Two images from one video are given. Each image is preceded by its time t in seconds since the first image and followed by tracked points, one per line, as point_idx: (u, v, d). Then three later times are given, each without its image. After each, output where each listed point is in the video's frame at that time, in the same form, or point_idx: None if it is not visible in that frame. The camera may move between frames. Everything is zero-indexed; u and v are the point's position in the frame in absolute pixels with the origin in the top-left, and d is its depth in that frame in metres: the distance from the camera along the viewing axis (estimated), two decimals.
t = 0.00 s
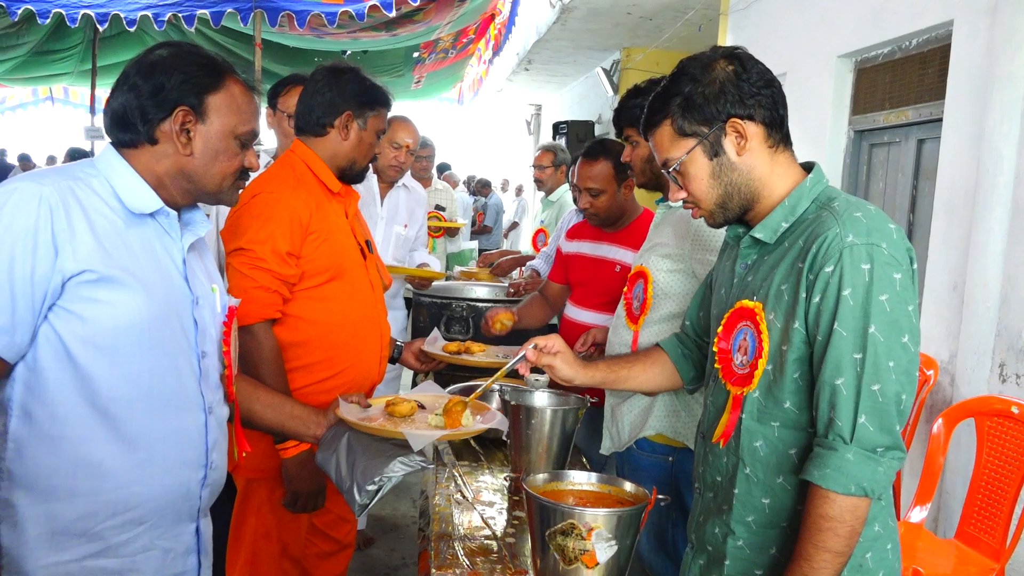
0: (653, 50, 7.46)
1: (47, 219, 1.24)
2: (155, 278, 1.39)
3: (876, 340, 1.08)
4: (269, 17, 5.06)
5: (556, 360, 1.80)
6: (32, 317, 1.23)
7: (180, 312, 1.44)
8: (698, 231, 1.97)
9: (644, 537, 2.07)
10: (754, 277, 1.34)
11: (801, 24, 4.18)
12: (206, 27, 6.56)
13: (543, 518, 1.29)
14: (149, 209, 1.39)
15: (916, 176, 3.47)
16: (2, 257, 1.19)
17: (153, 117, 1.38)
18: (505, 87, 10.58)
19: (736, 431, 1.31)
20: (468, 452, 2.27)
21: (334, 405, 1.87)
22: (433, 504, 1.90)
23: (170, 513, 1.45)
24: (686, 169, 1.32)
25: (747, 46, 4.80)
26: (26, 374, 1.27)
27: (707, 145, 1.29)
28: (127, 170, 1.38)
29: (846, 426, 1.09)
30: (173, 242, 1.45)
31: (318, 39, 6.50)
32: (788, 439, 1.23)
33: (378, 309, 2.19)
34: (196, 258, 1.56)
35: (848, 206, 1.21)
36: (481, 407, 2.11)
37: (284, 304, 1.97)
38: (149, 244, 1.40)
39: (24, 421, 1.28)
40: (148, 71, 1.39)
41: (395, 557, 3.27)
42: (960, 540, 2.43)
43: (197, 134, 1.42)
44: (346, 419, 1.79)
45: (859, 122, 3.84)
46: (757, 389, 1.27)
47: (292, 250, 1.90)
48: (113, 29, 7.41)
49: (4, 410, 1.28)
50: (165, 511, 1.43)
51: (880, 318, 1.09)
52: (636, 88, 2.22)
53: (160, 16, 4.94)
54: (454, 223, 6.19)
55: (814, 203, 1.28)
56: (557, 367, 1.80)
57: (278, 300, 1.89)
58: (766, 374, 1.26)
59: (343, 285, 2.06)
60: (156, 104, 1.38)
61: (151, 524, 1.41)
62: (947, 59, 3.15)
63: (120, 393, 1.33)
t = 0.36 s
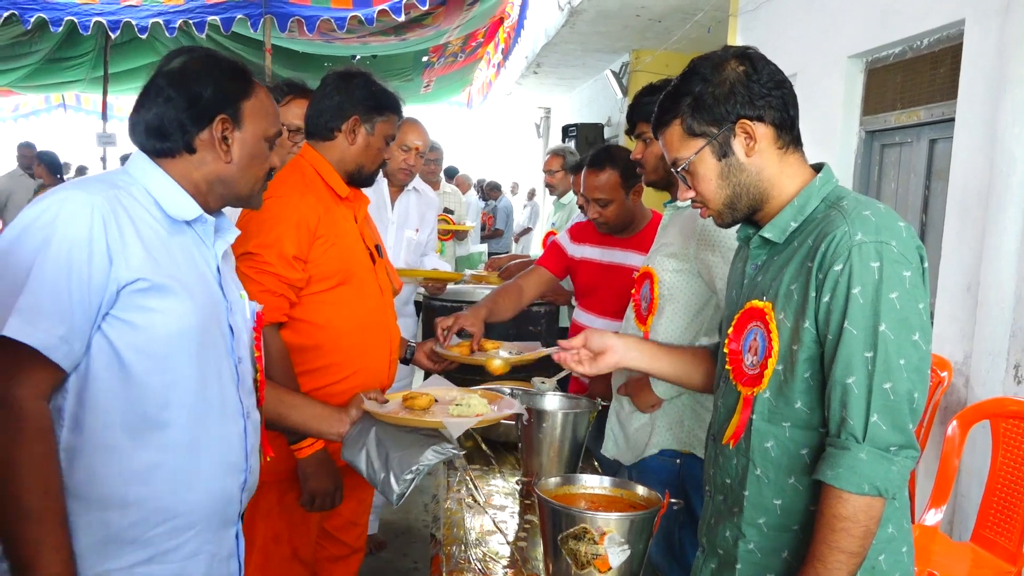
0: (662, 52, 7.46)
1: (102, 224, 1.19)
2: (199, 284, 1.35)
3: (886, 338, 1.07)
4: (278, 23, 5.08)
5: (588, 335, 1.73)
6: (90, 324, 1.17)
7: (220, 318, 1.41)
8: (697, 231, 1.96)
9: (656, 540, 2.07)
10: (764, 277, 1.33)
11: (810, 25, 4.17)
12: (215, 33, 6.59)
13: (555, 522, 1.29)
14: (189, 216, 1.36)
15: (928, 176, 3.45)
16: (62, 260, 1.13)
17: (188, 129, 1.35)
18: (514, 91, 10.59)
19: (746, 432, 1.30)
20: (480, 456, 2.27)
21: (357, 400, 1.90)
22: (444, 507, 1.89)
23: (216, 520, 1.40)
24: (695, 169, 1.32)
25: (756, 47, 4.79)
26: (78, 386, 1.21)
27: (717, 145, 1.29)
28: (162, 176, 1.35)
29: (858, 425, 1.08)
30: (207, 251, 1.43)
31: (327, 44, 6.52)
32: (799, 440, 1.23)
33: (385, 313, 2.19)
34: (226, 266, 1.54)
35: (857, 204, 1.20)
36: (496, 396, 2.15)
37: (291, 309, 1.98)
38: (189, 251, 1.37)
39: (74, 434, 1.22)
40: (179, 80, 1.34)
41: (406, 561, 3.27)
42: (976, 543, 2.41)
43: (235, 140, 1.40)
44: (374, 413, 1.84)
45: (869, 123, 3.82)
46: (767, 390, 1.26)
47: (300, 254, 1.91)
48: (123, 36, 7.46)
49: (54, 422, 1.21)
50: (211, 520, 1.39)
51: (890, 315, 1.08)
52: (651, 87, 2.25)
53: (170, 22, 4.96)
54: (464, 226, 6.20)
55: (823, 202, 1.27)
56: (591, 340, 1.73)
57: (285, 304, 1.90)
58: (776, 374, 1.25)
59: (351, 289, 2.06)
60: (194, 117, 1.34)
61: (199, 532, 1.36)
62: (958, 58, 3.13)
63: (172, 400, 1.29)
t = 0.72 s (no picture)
0: (668, 53, 7.45)
1: (157, 227, 1.20)
2: (241, 287, 1.37)
3: (875, 331, 1.06)
4: (283, 26, 5.08)
5: (668, 398, 1.64)
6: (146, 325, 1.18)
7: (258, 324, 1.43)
8: (715, 235, 1.94)
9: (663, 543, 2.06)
10: (769, 274, 1.32)
11: (816, 25, 4.15)
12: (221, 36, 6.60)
13: (560, 526, 1.28)
14: (232, 222, 1.38)
15: (935, 175, 3.43)
16: (121, 262, 1.13)
17: (233, 141, 1.36)
18: (520, 92, 10.59)
19: (749, 428, 1.29)
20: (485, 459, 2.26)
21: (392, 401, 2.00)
22: (449, 511, 1.89)
23: (245, 522, 1.41)
24: (699, 166, 1.33)
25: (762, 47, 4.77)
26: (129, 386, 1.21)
27: (719, 145, 1.29)
28: (208, 182, 1.37)
29: (847, 419, 1.08)
30: (245, 258, 1.45)
31: (332, 47, 6.53)
32: (798, 436, 1.21)
33: (382, 317, 2.19)
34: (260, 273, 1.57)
35: (855, 199, 1.18)
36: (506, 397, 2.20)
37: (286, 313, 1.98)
38: (231, 256, 1.39)
39: (124, 434, 1.21)
40: (228, 95, 1.35)
41: (412, 564, 3.27)
42: (986, 545, 2.39)
43: (279, 151, 1.41)
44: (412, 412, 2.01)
45: (876, 123, 3.80)
46: (767, 384, 1.25)
47: (295, 260, 1.90)
48: (130, 40, 7.48)
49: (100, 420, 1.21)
50: (241, 522, 1.40)
51: (880, 309, 1.06)
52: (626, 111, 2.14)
53: (175, 26, 4.97)
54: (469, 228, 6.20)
55: (827, 198, 1.25)
56: (672, 404, 1.64)
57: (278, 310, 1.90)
58: (776, 369, 1.24)
59: (349, 292, 2.06)
60: (239, 130, 1.36)
61: (230, 533, 1.38)
62: (965, 57, 3.11)
63: (216, 402, 1.30)
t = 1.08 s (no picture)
0: (666, 54, 7.45)
1: (163, 228, 1.20)
2: (247, 292, 1.37)
3: (886, 331, 1.06)
4: (281, 29, 5.08)
5: (654, 418, 1.67)
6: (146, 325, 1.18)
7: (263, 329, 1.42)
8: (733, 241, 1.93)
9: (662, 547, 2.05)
10: (774, 274, 1.32)
11: (814, 26, 4.15)
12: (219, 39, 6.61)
13: (556, 528, 1.28)
14: (242, 228, 1.38)
15: (934, 176, 3.42)
16: (124, 262, 1.13)
17: (246, 148, 1.35)
18: (519, 94, 10.59)
19: (753, 429, 1.28)
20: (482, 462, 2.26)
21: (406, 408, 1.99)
22: (447, 514, 1.88)
23: (242, 527, 1.41)
24: (709, 174, 1.31)
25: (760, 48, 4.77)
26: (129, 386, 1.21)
27: (729, 149, 1.27)
28: (219, 187, 1.37)
29: (858, 419, 1.07)
30: (254, 264, 1.45)
31: (331, 50, 6.53)
32: (805, 437, 1.21)
33: (367, 322, 2.21)
34: (270, 279, 1.56)
35: (864, 200, 1.18)
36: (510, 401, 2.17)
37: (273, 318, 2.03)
38: (238, 261, 1.39)
39: (123, 431, 1.21)
40: (239, 102, 1.35)
41: (411, 568, 3.26)
42: (985, 547, 2.38)
43: (289, 160, 1.40)
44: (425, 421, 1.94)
45: (874, 123, 3.80)
46: (773, 385, 1.24)
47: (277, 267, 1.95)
48: (128, 44, 7.48)
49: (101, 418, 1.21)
50: (238, 526, 1.39)
51: (891, 309, 1.06)
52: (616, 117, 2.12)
53: (173, 30, 4.96)
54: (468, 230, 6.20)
55: (834, 199, 1.25)
56: (660, 425, 1.66)
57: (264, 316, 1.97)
58: (782, 369, 1.23)
59: (332, 297, 2.09)
60: (252, 138, 1.35)
61: (225, 538, 1.37)
62: (963, 58, 3.11)
63: (218, 405, 1.29)
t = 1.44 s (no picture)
0: (662, 57, 7.46)
1: (151, 229, 1.20)
2: (235, 293, 1.37)
3: (882, 332, 1.06)
4: (278, 31, 5.08)
5: (637, 423, 1.68)
6: (135, 328, 1.18)
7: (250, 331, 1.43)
8: (736, 244, 1.94)
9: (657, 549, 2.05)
10: (770, 275, 1.32)
11: (810, 28, 4.16)
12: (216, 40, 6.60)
13: (550, 529, 1.28)
14: (229, 229, 1.38)
15: (929, 178, 3.43)
16: (114, 263, 1.14)
17: (233, 148, 1.35)
18: (515, 96, 10.60)
19: (749, 429, 1.28)
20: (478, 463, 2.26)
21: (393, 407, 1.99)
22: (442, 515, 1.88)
23: (232, 529, 1.41)
24: (707, 173, 1.31)
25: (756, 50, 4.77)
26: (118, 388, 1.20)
27: (727, 148, 1.28)
28: (206, 188, 1.37)
29: (854, 420, 1.07)
30: (241, 265, 1.45)
31: (328, 51, 6.53)
32: (800, 438, 1.21)
33: (352, 323, 2.24)
34: (257, 281, 1.57)
35: (860, 201, 1.18)
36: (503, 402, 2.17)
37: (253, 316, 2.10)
38: (226, 263, 1.39)
39: (111, 435, 1.21)
40: (228, 102, 1.35)
41: (406, 570, 3.26)
42: (979, 549, 2.39)
43: (277, 160, 1.40)
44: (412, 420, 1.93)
45: (869, 126, 3.81)
46: (769, 386, 1.25)
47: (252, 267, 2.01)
48: (124, 45, 7.46)
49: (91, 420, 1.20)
50: (227, 528, 1.39)
51: (887, 310, 1.06)
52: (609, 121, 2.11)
53: (170, 31, 4.94)
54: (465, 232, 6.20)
55: (829, 200, 1.25)
56: (643, 428, 1.68)
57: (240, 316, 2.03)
58: (778, 370, 1.23)
59: (311, 297, 2.14)
60: (239, 138, 1.35)
61: (215, 540, 1.37)
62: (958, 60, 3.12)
63: (207, 408, 1.29)
